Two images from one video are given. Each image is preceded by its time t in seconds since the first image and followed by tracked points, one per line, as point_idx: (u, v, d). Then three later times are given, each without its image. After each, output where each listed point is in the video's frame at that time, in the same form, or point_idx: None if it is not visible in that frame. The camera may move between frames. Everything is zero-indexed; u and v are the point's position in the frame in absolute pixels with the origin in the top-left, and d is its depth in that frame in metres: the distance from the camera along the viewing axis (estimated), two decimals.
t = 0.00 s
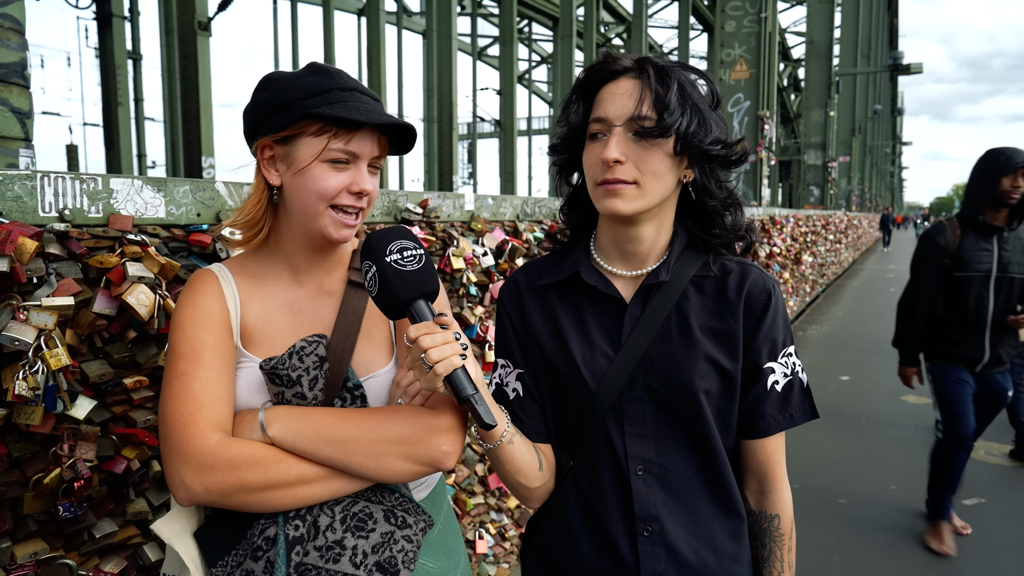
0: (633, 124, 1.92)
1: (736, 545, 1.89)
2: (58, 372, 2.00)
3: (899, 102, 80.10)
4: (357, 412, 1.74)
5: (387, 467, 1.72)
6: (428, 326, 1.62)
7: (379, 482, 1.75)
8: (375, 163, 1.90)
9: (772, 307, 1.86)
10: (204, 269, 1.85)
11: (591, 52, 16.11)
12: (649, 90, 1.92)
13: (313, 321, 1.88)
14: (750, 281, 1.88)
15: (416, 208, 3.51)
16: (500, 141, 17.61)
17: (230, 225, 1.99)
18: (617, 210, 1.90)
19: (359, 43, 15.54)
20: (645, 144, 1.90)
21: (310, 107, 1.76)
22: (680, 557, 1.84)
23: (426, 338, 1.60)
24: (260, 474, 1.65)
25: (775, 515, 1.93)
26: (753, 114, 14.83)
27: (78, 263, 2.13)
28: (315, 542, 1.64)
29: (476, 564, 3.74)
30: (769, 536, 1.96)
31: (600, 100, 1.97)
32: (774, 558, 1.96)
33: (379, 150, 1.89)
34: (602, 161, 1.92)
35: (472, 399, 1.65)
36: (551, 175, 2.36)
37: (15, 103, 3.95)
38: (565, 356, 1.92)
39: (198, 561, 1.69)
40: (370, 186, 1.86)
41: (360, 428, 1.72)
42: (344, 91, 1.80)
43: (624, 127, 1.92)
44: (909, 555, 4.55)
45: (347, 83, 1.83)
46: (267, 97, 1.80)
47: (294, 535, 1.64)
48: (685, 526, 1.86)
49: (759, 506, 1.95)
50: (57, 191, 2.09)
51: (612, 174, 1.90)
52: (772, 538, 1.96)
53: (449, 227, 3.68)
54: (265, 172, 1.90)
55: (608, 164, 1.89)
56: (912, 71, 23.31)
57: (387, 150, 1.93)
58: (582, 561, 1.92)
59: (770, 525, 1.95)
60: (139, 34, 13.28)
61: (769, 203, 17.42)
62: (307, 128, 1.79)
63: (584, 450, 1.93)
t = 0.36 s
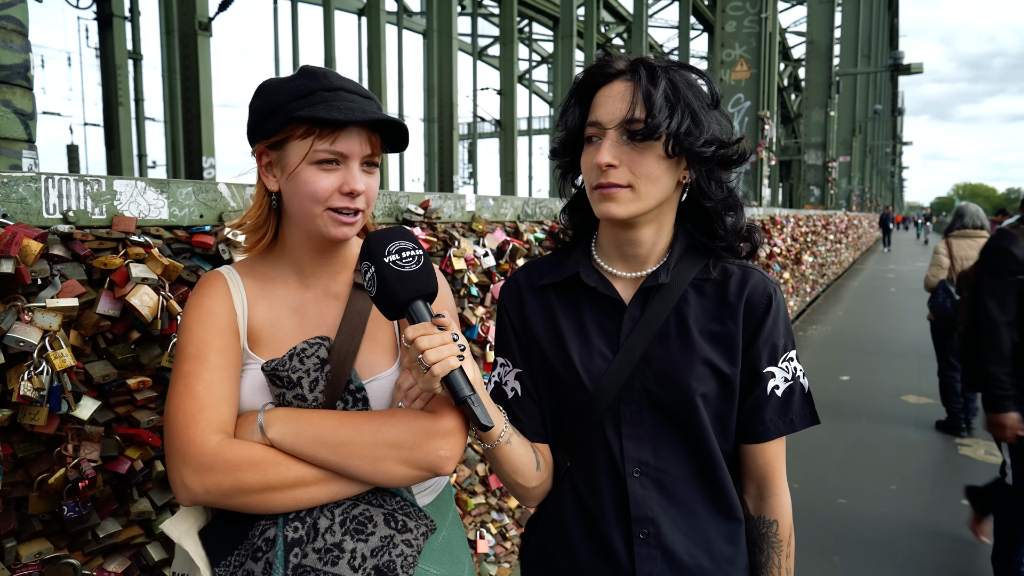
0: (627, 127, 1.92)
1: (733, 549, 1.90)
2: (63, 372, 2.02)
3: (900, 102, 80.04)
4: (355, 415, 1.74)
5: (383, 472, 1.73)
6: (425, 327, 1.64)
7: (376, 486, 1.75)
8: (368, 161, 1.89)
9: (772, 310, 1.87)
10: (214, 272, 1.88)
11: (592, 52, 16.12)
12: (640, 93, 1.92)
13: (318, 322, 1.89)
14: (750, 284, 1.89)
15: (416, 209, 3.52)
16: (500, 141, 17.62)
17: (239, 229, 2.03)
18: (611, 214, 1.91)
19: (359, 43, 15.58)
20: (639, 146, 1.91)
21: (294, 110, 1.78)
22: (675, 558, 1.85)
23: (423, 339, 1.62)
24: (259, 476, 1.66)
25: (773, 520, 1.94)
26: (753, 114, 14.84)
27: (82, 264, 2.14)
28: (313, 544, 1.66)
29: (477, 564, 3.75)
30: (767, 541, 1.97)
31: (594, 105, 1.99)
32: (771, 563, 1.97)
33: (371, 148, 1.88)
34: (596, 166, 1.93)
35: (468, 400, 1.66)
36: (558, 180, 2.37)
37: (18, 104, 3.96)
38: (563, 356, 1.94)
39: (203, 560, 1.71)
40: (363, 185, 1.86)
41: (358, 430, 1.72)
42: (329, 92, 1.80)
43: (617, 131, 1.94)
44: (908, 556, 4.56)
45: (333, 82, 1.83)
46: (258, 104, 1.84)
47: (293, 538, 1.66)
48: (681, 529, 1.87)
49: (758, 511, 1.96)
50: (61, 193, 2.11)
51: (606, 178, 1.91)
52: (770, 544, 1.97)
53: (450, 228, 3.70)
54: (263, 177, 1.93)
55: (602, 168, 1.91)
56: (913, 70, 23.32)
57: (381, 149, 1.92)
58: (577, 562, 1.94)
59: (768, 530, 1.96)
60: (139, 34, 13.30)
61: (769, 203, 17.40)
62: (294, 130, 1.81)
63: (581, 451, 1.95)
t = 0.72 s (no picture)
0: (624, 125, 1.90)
1: (737, 550, 1.90)
2: (63, 372, 2.02)
3: (900, 102, 80.00)
4: (351, 407, 1.75)
5: (373, 467, 1.71)
6: (431, 327, 1.63)
7: (369, 481, 1.74)
8: (370, 147, 1.91)
9: (779, 312, 1.86)
10: (242, 263, 1.96)
11: (592, 52, 16.10)
12: (634, 89, 1.90)
13: (335, 316, 1.91)
14: (757, 286, 1.88)
15: (418, 208, 3.51)
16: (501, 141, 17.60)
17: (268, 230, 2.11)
18: (610, 213, 1.91)
19: (360, 43, 15.56)
20: (635, 144, 1.89)
21: (290, 108, 1.85)
22: (679, 559, 1.85)
23: (428, 339, 1.62)
24: (254, 460, 1.68)
25: (778, 522, 1.94)
26: (754, 113, 14.83)
27: (83, 263, 2.13)
28: (306, 535, 1.67)
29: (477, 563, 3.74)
30: (772, 543, 1.96)
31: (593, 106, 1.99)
32: (776, 565, 1.96)
33: (369, 132, 1.89)
34: (594, 166, 1.94)
35: (474, 400, 1.64)
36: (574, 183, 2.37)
37: (18, 103, 3.96)
38: (568, 356, 1.93)
39: (193, 544, 1.79)
40: (366, 170, 1.87)
41: (351, 422, 1.73)
42: (321, 84, 1.85)
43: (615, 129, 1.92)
44: (909, 556, 4.55)
45: (326, 76, 1.87)
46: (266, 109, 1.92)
47: (286, 526, 1.66)
48: (686, 530, 1.87)
49: (763, 513, 1.96)
50: (62, 192, 2.10)
51: (604, 177, 1.91)
52: (775, 546, 1.96)
53: (451, 228, 3.70)
54: (284, 182, 2.00)
55: (599, 168, 1.91)
56: (913, 70, 23.31)
57: (384, 134, 1.93)
58: (581, 561, 1.93)
59: (774, 532, 1.96)
60: (139, 34, 13.31)
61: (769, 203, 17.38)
62: (295, 128, 1.88)
63: (586, 451, 1.94)
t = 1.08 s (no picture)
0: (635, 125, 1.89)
1: (746, 554, 1.90)
2: (66, 372, 2.01)
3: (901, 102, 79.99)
4: (342, 404, 1.74)
5: (359, 464, 1.69)
6: (446, 327, 1.63)
7: (358, 482, 1.72)
8: (388, 153, 1.91)
9: (795, 315, 1.86)
10: (265, 261, 1.98)
11: (593, 51, 16.10)
12: (644, 90, 1.90)
13: (348, 315, 1.92)
14: (774, 289, 1.88)
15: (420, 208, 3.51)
16: (500, 141, 17.61)
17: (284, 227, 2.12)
18: (620, 213, 1.90)
19: (360, 42, 15.56)
20: (648, 145, 1.87)
21: (312, 111, 1.86)
22: (689, 561, 1.84)
23: (443, 339, 1.61)
24: (248, 450, 1.69)
25: (790, 526, 1.94)
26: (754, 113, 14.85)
27: (85, 264, 2.13)
28: (293, 529, 1.66)
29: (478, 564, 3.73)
30: (784, 547, 1.96)
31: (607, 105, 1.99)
32: (786, 569, 1.96)
33: (387, 139, 1.90)
34: (605, 166, 1.93)
35: (489, 401, 1.64)
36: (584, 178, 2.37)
37: (20, 103, 3.95)
38: (582, 356, 1.92)
39: (199, 529, 1.79)
40: (382, 175, 1.88)
41: (341, 419, 1.71)
42: (342, 90, 1.87)
43: (626, 129, 1.91)
44: (909, 555, 4.54)
45: (348, 81, 1.88)
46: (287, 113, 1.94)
47: (274, 518, 1.66)
48: (696, 532, 1.86)
49: (774, 516, 1.96)
50: (63, 192, 2.10)
51: (615, 178, 1.90)
52: (787, 550, 1.96)
53: (452, 228, 3.69)
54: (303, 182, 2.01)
55: (610, 168, 1.91)
56: (914, 70, 23.32)
57: (401, 140, 1.93)
58: (590, 561, 1.93)
59: (785, 535, 1.95)
60: (140, 33, 13.32)
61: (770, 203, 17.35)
62: (315, 131, 1.88)
63: (597, 451, 1.93)
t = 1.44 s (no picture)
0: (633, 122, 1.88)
1: (749, 558, 1.89)
2: (65, 372, 2.01)
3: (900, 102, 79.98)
4: (345, 410, 1.73)
5: (364, 470, 1.69)
6: (456, 323, 1.62)
7: (363, 486, 1.72)
8: (407, 153, 1.93)
9: (805, 318, 1.85)
10: (259, 263, 1.99)
11: (593, 51, 16.09)
12: (651, 85, 1.88)
13: (346, 318, 1.92)
14: (783, 292, 1.87)
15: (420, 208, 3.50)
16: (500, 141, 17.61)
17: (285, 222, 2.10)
18: (624, 211, 1.89)
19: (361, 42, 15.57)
20: (644, 140, 1.87)
21: (334, 106, 1.83)
22: (692, 563, 1.84)
23: (453, 335, 1.60)
24: (250, 457, 1.69)
25: (796, 529, 1.93)
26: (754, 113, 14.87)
27: (84, 264, 2.12)
28: (297, 534, 1.66)
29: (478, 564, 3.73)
30: (788, 550, 1.95)
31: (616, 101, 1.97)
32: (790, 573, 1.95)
33: (409, 140, 1.92)
34: (611, 163, 1.92)
35: (498, 399, 1.64)
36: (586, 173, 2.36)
37: (19, 103, 3.94)
38: (591, 355, 1.92)
39: (198, 535, 1.80)
40: (404, 174, 1.90)
41: (345, 424, 1.71)
42: (366, 87, 1.85)
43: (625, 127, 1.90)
44: (910, 555, 4.54)
45: (368, 79, 1.88)
46: (298, 107, 1.90)
47: (278, 523, 1.66)
48: (700, 534, 1.86)
49: (780, 519, 1.95)
50: (63, 192, 2.10)
51: (618, 176, 1.90)
52: (792, 553, 1.95)
53: (452, 227, 3.69)
54: (307, 178, 1.98)
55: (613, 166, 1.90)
56: (914, 70, 23.32)
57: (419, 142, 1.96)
58: (593, 561, 1.93)
59: (790, 539, 1.94)
60: (140, 34, 13.32)
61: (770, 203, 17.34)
62: (334, 124, 1.86)
63: (603, 451, 1.93)
